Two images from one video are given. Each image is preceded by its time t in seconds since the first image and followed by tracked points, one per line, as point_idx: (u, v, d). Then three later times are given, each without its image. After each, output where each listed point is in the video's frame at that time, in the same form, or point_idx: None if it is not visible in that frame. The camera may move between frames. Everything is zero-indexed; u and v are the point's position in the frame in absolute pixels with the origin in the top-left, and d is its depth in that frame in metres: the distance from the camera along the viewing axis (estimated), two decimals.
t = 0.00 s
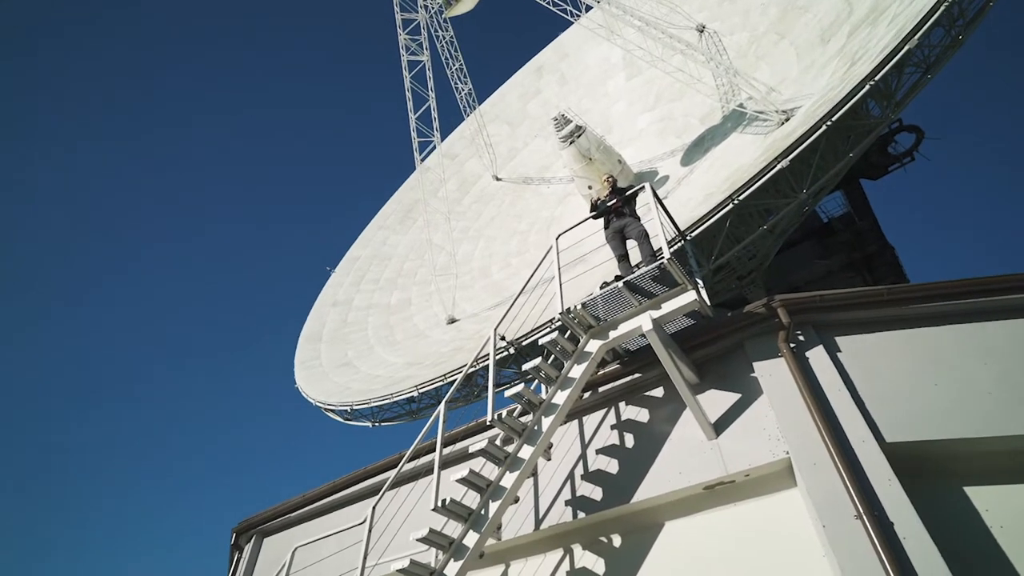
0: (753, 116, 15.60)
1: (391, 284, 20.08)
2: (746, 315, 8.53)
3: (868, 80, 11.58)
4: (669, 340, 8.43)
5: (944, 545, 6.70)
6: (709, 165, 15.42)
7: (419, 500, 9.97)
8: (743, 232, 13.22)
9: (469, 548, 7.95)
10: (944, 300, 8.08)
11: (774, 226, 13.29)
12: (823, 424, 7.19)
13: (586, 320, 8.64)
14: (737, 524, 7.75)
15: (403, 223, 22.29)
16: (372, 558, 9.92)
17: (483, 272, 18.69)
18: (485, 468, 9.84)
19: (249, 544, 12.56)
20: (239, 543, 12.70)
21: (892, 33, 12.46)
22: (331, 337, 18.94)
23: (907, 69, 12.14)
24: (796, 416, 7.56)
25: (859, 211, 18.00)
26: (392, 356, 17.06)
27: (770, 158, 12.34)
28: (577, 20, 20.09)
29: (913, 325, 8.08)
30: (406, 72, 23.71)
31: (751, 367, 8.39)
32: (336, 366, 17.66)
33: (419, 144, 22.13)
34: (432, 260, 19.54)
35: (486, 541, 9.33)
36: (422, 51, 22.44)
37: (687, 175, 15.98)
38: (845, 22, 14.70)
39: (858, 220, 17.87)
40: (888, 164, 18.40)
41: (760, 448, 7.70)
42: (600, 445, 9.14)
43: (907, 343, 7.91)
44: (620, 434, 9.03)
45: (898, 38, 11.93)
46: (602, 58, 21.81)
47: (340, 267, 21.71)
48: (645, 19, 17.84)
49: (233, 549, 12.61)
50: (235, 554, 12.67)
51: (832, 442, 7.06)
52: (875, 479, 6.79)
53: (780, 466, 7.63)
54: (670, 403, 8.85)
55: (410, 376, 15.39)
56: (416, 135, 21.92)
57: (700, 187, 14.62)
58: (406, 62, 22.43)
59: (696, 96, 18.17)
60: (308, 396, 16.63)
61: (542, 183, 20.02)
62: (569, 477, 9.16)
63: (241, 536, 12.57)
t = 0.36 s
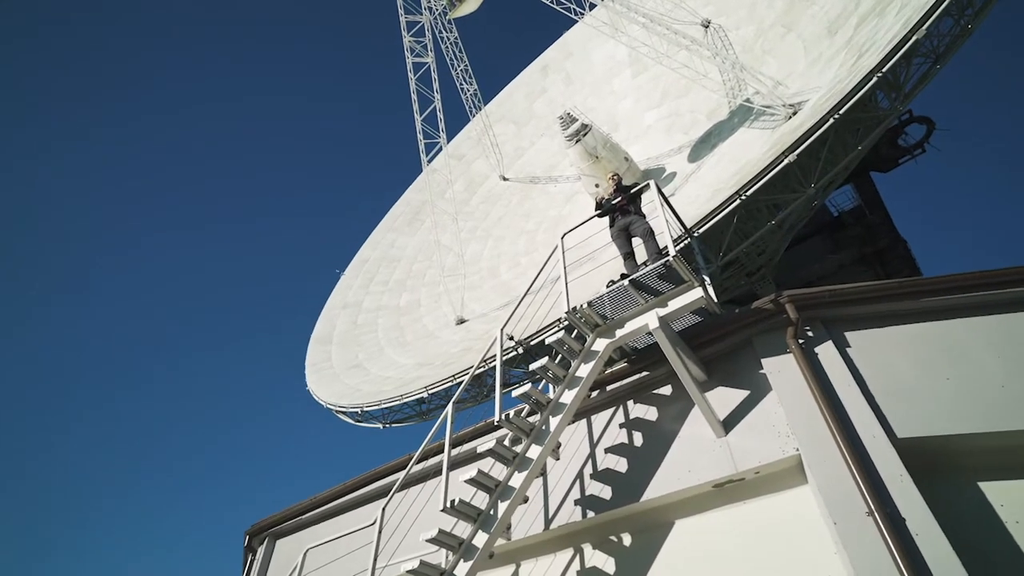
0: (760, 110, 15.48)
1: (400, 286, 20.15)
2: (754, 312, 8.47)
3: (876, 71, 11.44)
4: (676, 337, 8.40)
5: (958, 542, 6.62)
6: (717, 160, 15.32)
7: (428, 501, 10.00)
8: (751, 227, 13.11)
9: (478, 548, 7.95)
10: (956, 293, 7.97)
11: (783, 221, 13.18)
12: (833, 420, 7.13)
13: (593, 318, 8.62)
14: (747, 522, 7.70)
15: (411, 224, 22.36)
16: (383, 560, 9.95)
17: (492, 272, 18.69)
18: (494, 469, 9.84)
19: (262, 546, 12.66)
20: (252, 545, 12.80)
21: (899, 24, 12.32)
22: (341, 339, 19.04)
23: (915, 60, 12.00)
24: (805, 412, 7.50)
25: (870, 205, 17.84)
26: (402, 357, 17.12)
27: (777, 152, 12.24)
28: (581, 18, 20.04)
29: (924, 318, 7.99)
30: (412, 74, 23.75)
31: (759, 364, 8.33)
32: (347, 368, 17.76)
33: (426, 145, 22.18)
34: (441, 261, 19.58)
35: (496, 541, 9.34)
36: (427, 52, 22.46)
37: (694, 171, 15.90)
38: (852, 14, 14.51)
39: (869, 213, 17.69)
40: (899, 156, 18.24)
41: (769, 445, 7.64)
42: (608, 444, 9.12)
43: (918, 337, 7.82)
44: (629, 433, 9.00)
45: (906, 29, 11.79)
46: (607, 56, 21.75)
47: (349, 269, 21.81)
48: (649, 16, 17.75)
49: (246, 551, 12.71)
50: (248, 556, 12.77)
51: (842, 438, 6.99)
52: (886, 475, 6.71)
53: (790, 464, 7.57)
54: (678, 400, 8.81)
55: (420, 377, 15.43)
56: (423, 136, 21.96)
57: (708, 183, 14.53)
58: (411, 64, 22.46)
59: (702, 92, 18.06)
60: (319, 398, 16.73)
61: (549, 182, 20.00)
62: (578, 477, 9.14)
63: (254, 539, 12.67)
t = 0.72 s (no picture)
0: (764, 106, 15.41)
1: (405, 287, 20.21)
2: (757, 309, 8.45)
3: (880, 66, 11.35)
4: (680, 336, 8.39)
5: (966, 540, 6.57)
6: (721, 157, 15.27)
7: (434, 502, 10.04)
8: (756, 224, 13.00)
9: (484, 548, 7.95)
10: (962, 287, 7.92)
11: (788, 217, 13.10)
12: (838, 417, 7.10)
13: (596, 318, 8.62)
14: (753, 521, 7.67)
15: (416, 225, 22.43)
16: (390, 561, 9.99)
17: (497, 272, 18.70)
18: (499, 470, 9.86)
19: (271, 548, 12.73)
20: (261, 547, 12.88)
21: (903, 17, 12.24)
22: (348, 341, 19.12)
23: (920, 53, 11.90)
24: (810, 410, 7.47)
25: (876, 200, 17.77)
26: (408, 358, 17.17)
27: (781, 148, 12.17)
28: (583, 16, 20.05)
29: (930, 314, 7.94)
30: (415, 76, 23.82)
31: (764, 361, 8.31)
32: (354, 370, 17.83)
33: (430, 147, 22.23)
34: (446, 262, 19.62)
35: (502, 541, 9.35)
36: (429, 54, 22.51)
37: (698, 168, 15.85)
38: (856, 8, 14.40)
39: (875, 208, 17.67)
40: (905, 150, 18.17)
41: (775, 443, 7.61)
42: (614, 444, 9.11)
43: (923, 332, 7.78)
44: (634, 432, 9.00)
45: (910, 22, 11.70)
46: (610, 54, 21.73)
47: (354, 271, 21.88)
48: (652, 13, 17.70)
49: (255, 553, 12.79)
50: (257, 558, 12.86)
51: (847, 435, 6.96)
52: (892, 472, 6.68)
53: (796, 461, 7.54)
54: (683, 399, 8.79)
55: (426, 378, 15.47)
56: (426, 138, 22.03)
57: (712, 181, 14.49)
58: (414, 66, 22.52)
59: (706, 89, 18.01)
60: (327, 400, 16.81)
61: (553, 182, 19.99)
62: (583, 476, 9.15)
63: (263, 541, 12.75)
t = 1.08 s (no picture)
0: (767, 103, 15.33)
1: (410, 288, 20.26)
2: (760, 307, 8.42)
3: (882, 60, 11.25)
4: (682, 335, 8.37)
5: (972, 537, 6.53)
6: (724, 155, 15.22)
7: (438, 503, 10.07)
8: (760, 220, 12.89)
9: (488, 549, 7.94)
10: (967, 283, 7.86)
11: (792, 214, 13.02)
12: (841, 415, 7.06)
13: (598, 318, 8.60)
14: (757, 520, 7.64)
15: (420, 227, 22.48)
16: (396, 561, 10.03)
17: (501, 273, 18.71)
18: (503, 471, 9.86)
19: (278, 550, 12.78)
20: (268, 549, 12.93)
21: (905, 11, 12.14)
22: (354, 343, 19.17)
23: (923, 47, 11.80)
24: (814, 407, 7.43)
25: (881, 194, 17.67)
26: (413, 360, 17.21)
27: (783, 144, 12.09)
28: (584, 16, 20.04)
29: (934, 310, 7.89)
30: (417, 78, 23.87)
31: (766, 359, 8.27)
32: (359, 372, 17.89)
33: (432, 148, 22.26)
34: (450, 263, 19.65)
35: (507, 542, 9.36)
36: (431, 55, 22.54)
37: (702, 166, 15.79)
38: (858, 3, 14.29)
39: (880, 203, 17.49)
40: (910, 144, 18.12)
41: (778, 441, 7.58)
42: (617, 443, 9.10)
43: (927, 328, 7.73)
44: (637, 431, 8.98)
45: (912, 16, 11.59)
46: (612, 53, 21.69)
47: (359, 273, 21.94)
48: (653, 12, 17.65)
49: (263, 555, 12.84)
50: (265, 560, 12.91)
51: (851, 432, 6.92)
52: (897, 470, 6.63)
53: (800, 459, 7.50)
54: (686, 398, 8.77)
55: (431, 379, 15.50)
56: (429, 139, 22.05)
57: (716, 179, 14.43)
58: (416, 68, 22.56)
59: (709, 87, 17.95)
60: (333, 402, 16.87)
61: (556, 182, 19.98)
62: (587, 476, 9.14)
63: (270, 543, 12.80)
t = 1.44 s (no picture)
0: (769, 100, 15.27)
1: (414, 290, 20.31)
2: (761, 305, 8.39)
3: (884, 55, 11.17)
4: (683, 334, 8.35)
5: (976, 535, 6.49)
6: (727, 152, 15.16)
7: (442, 504, 10.10)
8: (763, 218, 12.80)
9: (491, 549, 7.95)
10: (970, 279, 7.81)
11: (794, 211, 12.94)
12: (843, 413, 7.03)
13: (599, 317, 8.60)
14: (759, 518, 7.62)
15: (424, 227, 22.53)
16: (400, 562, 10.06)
17: (505, 273, 18.73)
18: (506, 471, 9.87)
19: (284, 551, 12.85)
20: (274, 550, 13.00)
21: (908, 6, 12.04)
22: (359, 345, 19.24)
23: (925, 42, 11.71)
24: (816, 405, 7.39)
25: (886, 190, 17.57)
26: (418, 361, 17.25)
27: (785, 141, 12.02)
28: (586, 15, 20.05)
29: (937, 306, 7.85)
30: (418, 79, 23.90)
31: (768, 358, 8.25)
32: (364, 373, 17.95)
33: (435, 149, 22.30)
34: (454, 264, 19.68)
35: (511, 542, 9.37)
36: (432, 57, 22.56)
37: (704, 164, 15.75)
38: None
39: (885, 199, 17.41)
40: (916, 139, 18.05)
41: (781, 440, 7.55)
42: (619, 443, 9.10)
43: (929, 325, 7.69)
44: (639, 431, 8.97)
45: (914, 10, 11.50)
46: (613, 52, 21.66)
47: (363, 275, 22.01)
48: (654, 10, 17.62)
49: (269, 557, 12.90)
50: (271, 561, 12.98)
51: (853, 431, 6.89)
52: (900, 468, 6.60)
53: (802, 458, 7.48)
54: (688, 397, 8.75)
55: (436, 380, 15.53)
56: (431, 141, 22.08)
57: (718, 176, 14.38)
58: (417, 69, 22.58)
59: (711, 84, 17.89)
60: (338, 404, 16.93)
61: (559, 181, 19.97)
62: (590, 476, 9.14)
63: (276, 544, 12.87)
